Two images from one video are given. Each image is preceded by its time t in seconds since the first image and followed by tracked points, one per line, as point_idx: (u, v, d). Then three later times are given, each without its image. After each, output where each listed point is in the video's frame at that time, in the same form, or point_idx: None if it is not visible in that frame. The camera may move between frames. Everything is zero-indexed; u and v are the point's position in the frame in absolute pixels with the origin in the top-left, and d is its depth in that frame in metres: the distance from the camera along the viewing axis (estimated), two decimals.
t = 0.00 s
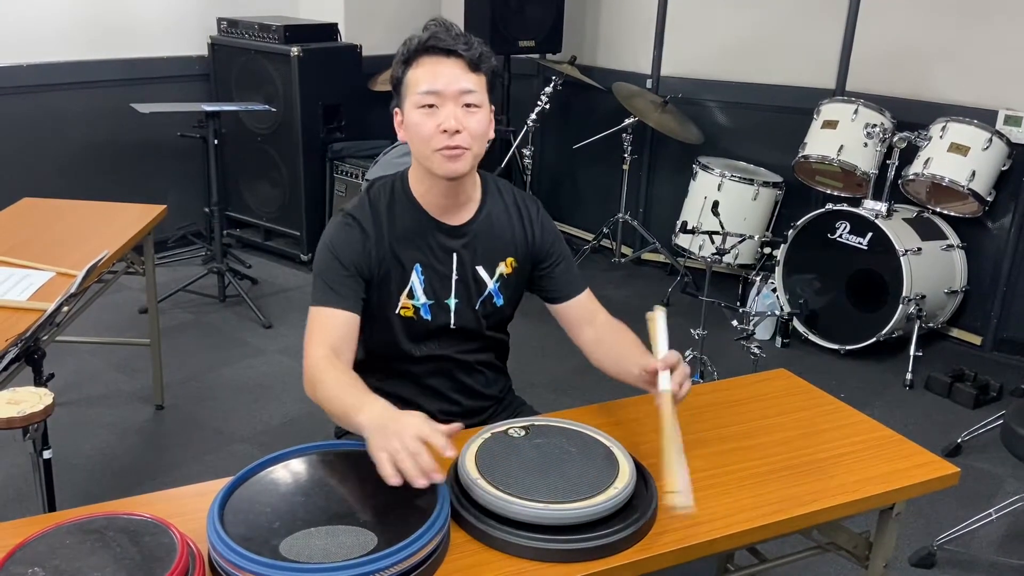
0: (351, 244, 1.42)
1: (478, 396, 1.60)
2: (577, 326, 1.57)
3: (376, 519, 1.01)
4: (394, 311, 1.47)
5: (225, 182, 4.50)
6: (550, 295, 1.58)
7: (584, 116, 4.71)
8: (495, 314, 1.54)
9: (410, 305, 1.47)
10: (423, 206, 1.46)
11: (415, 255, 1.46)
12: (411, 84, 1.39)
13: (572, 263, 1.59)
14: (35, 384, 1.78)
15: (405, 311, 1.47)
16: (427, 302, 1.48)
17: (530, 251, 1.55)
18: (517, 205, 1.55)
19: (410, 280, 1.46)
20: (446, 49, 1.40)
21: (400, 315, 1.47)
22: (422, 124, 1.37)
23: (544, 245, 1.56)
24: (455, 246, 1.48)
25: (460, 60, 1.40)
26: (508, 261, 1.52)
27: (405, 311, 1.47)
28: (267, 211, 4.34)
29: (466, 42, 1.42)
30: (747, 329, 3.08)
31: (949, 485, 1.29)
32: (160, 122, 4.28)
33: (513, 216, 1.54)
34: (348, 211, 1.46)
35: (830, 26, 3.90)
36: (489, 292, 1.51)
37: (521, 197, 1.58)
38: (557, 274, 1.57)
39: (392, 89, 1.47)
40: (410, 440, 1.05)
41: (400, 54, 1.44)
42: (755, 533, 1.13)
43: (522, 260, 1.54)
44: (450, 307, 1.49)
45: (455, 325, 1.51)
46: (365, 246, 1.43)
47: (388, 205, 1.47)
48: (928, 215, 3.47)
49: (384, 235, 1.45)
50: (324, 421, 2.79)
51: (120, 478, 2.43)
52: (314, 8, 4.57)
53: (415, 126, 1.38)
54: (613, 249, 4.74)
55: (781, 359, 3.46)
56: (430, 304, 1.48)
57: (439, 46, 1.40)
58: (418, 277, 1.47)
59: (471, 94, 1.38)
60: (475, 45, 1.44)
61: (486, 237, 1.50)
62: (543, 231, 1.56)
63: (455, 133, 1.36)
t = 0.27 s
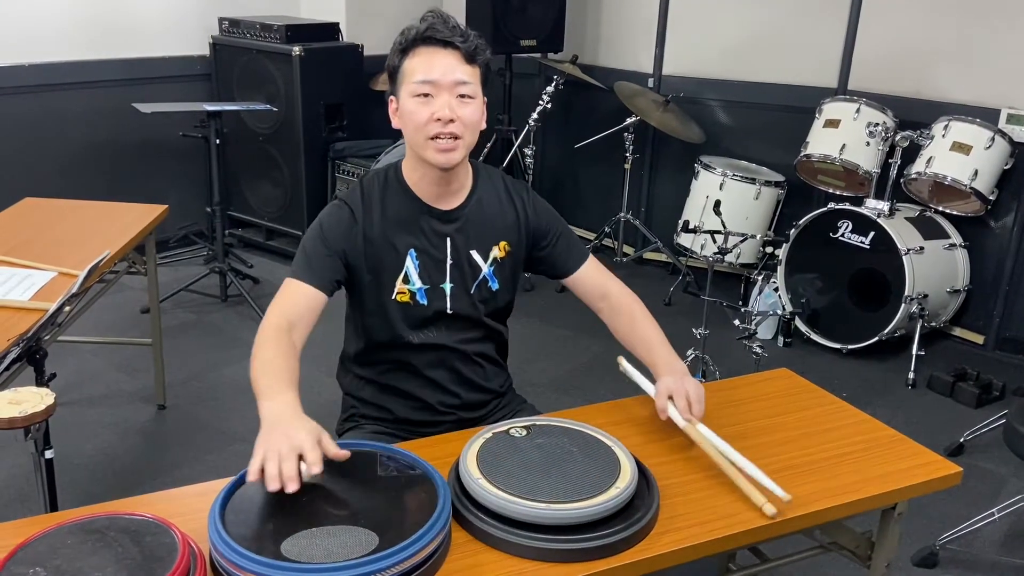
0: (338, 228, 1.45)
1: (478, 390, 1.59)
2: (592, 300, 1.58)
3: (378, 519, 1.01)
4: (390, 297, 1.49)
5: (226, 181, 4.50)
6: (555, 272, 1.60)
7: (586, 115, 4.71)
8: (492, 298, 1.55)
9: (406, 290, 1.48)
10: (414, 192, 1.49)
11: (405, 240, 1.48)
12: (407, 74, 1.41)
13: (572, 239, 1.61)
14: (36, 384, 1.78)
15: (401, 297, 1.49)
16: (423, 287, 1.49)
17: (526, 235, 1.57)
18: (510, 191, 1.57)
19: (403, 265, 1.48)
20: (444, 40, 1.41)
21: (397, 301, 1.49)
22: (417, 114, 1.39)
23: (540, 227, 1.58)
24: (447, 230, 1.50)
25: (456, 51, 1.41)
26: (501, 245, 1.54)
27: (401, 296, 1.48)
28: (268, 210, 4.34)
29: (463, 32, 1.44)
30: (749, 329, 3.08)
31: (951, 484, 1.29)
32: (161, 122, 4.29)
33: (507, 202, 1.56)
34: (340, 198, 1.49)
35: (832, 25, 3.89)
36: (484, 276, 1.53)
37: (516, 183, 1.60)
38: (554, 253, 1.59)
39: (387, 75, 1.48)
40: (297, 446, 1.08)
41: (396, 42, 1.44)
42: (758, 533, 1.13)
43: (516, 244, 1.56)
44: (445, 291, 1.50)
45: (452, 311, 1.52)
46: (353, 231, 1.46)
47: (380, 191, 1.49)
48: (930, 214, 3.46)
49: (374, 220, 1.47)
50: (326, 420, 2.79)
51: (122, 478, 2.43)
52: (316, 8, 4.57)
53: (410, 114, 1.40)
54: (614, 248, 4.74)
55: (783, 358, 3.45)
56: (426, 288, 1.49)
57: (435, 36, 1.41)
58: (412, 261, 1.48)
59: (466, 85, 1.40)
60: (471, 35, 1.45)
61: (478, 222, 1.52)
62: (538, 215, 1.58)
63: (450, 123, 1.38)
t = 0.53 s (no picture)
0: (338, 220, 1.45)
1: (478, 385, 1.59)
2: (594, 296, 1.56)
3: (380, 518, 1.00)
4: (388, 290, 1.49)
5: (228, 181, 4.50)
6: (554, 266, 1.59)
7: (588, 114, 4.70)
8: (490, 293, 1.55)
9: (403, 283, 1.48)
10: (413, 186, 1.49)
11: (403, 234, 1.49)
12: (409, 68, 1.41)
13: (568, 232, 1.61)
14: (38, 383, 1.78)
15: (399, 290, 1.48)
16: (420, 280, 1.49)
17: (522, 230, 1.58)
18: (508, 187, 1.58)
19: (401, 258, 1.48)
20: (447, 36, 1.41)
21: (394, 295, 1.49)
22: (417, 108, 1.39)
23: (536, 221, 1.59)
24: (445, 224, 1.50)
25: (458, 47, 1.41)
26: (499, 238, 1.54)
27: (399, 289, 1.48)
28: (270, 210, 4.34)
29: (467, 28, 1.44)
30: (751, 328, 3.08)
31: (955, 483, 1.29)
32: (163, 122, 4.29)
33: (506, 198, 1.56)
34: (341, 192, 1.50)
35: (834, 24, 3.89)
36: (482, 270, 1.53)
37: (515, 179, 1.60)
38: (551, 247, 1.59)
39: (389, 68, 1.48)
40: (273, 461, 1.07)
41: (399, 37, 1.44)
42: (761, 533, 1.13)
43: (512, 238, 1.55)
44: (443, 284, 1.50)
45: (449, 304, 1.51)
46: (355, 224, 1.46)
47: (379, 186, 1.50)
48: (932, 213, 3.46)
49: (373, 214, 1.48)
50: (328, 420, 2.79)
51: (124, 477, 2.43)
52: (317, 8, 4.57)
53: (411, 108, 1.40)
54: (616, 247, 4.73)
55: (785, 358, 3.45)
56: (423, 281, 1.49)
57: (438, 32, 1.41)
58: (409, 255, 1.48)
59: (468, 81, 1.40)
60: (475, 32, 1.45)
61: (475, 216, 1.52)
62: (535, 210, 1.59)
63: (449, 118, 1.38)
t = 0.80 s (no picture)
0: (346, 219, 1.44)
1: (481, 385, 1.59)
2: (589, 297, 1.56)
3: (383, 518, 1.00)
4: (393, 290, 1.49)
5: (230, 180, 4.50)
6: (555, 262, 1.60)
7: (590, 113, 4.70)
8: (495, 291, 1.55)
9: (409, 283, 1.49)
10: (417, 186, 1.49)
11: (409, 233, 1.49)
12: (416, 69, 1.40)
13: (568, 228, 1.60)
14: (41, 382, 1.78)
15: (404, 290, 1.49)
16: (425, 279, 1.49)
17: (523, 228, 1.58)
18: (509, 187, 1.58)
19: (406, 258, 1.48)
20: (455, 38, 1.40)
21: (399, 294, 1.49)
22: (424, 109, 1.39)
23: (537, 219, 1.59)
24: (449, 223, 1.50)
25: (466, 49, 1.40)
26: (502, 236, 1.54)
27: (404, 289, 1.49)
28: (272, 209, 4.34)
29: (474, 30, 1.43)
30: (754, 328, 3.07)
31: (958, 482, 1.29)
32: (165, 121, 4.29)
33: (508, 198, 1.57)
34: (346, 191, 1.49)
35: (837, 23, 3.88)
36: (487, 268, 1.53)
37: (517, 178, 1.60)
38: (552, 243, 1.59)
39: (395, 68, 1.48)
40: (284, 483, 1.04)
41: (406, 37, 1.44)
42: (766, 533, 1.13)
43: (515, 236, 1.56)
44: (448, 283, 1.50)
45: (455, 302, 1.52)
46: (363, 224, 1.46)
47: (384, 185, 1.49)
48: (935, 212, 3.45)
49: (380, 213, 1.48)
50: (330, 419, 2.79)
51: (126, 477, 2.43)
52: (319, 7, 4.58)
53: (418, 109, 1.39)
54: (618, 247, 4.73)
55: (788, 357, 3.45)
56: (428, 280, 1.49)
57: (446, 33, 1.40)
58: (415, 254, 1.48)
59: (475, 83, 1.40)
60: (483, 34, 1.45)
61: (478, 215, 1.52)
62: (536, 207, 1.59)
63: (457, 120, 1.38)
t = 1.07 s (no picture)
0: (349, 216, 1.44)
1: (483, 382, 1.58)
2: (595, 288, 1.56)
3: (387, 517, 1.00)
4: (394, 290, 1.49)
5: (232, 179, 4.50)
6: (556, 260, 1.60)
7: (592, 113, 4.70)
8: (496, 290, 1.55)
9: (410, 282, 1.49)
10: (422, 188, 1.49)
11: (410, 233, 1.49)
12: (433, 80, 1.38)
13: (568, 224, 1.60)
14: (43, 382, 1.78)
15: (405, 289, 1.49)
16: (426, 279, 1.49)
17: (524, 226, 1.58)
18: (510, 186, 1.58)
19: (408, 257, 1.48)
20: (476, 53, 1.37)
21: (400, 294, 1.49)
22: (437, 123, 1.37)
23: (538, 217, 1.59)
24: (450, 223, 1.50)
25: (486, 66, 1.37)
26: (503, 234, 1.54)
27: (405, 289, 1.49)
28: (275, 209, 4.34)
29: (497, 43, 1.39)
30: (756, 328, 3.07)
31: (961, 483, 1.28)
32: (167, 121, 4.29)
33: (508, 198, 1.57)
34: (349, 187, 1.49)
35: (839, 23, 3.88)
36: (488, 267, 1.53)
37: (519, 178, 1.60)
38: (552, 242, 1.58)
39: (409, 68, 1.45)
40: (287, 482, 1.04)
41: (425, 41, 1.40)
42: (769, 533, 1.13)
43: (516, 235, 1.56)
44: (449, 283, 1.51)
45: (456, 302, 1.51)
46: (366, 223, 1.46)
47: (386, 184, 1.49)
48: (938, 212, 3.45)
49: (382, 212, 1.48)
50: (332, 418, 2.79)
51: (129, 476, 2.43)
52: (321, 7, 4.58)
53: (431, 122, 1.38)
54: (620, 246, 4.73)
55: (790, 357, 3.44)
56: (430, 280, 1.50)
57: (468, 47, 1.36)
58: (416, 254, 1.49)
59: (492, 102, 1.38)
60: (504, 47, 1.41)
61: (479, 215, 1.53)
62: (537, 206, 1.59)
63: (469, 140, 1.36)
